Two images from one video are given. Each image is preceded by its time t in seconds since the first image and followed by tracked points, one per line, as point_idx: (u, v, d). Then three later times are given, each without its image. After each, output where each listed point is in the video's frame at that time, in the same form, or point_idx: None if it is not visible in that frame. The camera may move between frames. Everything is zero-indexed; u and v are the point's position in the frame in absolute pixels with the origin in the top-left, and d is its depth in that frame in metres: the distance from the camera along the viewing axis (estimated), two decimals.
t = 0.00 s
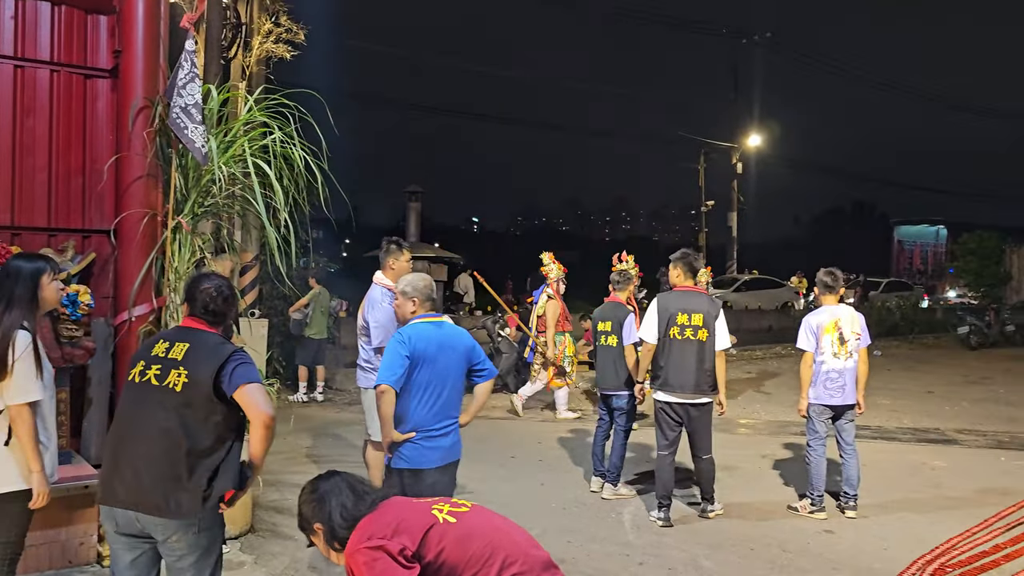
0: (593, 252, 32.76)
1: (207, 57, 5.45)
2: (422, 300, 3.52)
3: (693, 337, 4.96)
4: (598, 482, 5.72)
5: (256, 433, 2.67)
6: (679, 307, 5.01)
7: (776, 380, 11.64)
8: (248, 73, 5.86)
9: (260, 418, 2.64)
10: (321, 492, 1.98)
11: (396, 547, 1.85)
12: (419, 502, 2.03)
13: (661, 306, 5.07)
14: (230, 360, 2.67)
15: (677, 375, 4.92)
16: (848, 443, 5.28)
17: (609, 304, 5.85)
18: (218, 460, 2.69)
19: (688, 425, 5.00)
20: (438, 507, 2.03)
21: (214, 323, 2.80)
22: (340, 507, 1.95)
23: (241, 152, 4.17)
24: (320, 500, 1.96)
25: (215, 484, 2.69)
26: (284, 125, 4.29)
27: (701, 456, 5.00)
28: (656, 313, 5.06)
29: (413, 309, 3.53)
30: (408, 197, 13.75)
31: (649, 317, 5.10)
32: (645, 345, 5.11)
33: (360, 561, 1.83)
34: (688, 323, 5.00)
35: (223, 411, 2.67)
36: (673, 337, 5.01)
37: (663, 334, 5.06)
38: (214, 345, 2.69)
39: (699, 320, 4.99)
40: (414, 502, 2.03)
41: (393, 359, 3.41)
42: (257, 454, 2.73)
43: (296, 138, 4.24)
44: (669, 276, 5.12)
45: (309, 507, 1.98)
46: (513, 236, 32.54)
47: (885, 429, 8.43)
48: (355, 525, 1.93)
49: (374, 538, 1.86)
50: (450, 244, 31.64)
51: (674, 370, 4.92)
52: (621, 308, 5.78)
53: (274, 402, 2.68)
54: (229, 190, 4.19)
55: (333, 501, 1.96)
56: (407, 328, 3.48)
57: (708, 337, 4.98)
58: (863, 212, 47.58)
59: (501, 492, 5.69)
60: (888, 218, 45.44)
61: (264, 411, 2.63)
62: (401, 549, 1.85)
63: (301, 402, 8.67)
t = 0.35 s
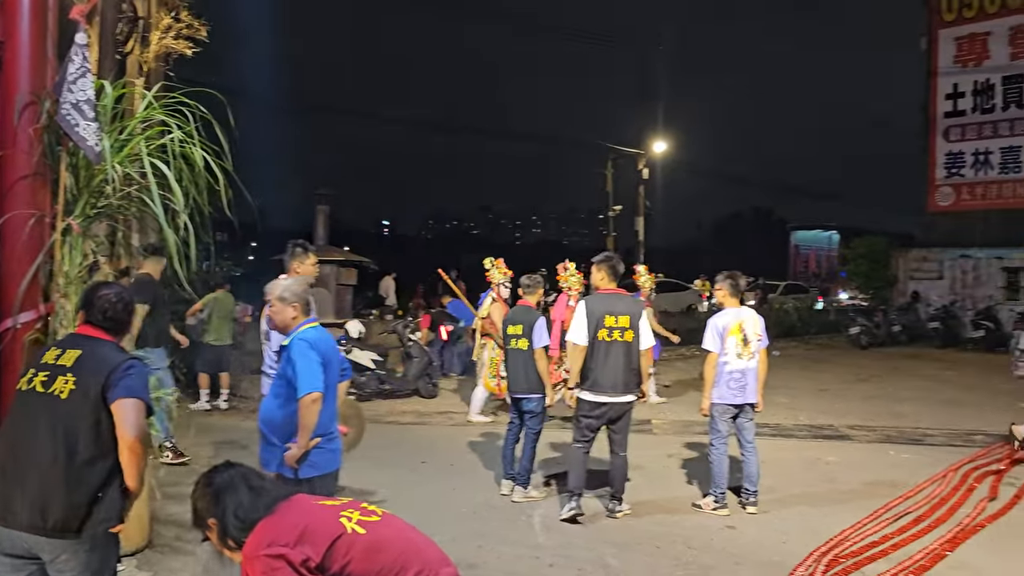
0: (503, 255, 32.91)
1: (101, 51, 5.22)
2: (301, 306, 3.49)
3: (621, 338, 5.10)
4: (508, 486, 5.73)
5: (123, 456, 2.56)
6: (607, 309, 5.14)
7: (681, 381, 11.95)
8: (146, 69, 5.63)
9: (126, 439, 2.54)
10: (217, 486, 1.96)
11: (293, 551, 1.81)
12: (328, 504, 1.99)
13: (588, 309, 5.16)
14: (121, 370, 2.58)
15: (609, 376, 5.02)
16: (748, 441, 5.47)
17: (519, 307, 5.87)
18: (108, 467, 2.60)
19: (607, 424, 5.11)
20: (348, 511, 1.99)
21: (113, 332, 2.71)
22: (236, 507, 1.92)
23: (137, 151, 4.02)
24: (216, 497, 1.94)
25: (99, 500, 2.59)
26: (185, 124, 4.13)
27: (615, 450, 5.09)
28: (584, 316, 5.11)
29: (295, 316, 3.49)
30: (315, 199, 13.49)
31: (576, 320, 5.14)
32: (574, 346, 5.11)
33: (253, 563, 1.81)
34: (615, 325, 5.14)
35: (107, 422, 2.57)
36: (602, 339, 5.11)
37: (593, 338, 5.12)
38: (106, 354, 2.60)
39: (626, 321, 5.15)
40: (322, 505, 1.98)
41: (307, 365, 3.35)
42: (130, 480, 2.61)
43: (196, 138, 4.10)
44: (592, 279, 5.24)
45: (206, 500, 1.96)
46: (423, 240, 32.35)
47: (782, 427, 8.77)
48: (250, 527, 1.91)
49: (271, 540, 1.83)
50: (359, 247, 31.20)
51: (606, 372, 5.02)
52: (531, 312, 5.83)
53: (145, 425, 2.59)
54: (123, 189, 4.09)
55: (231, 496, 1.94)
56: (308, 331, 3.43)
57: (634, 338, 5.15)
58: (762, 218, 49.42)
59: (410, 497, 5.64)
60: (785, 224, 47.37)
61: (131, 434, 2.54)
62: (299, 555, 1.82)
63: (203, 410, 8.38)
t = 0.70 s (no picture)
0: (432, 254, 32.74)
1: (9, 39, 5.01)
2: (168, 309, 3.50)
3: (558, 335, 5.13)
4: (439, 485, 5.70)
5: (38, 457, 2.53)
6: (543, 306, 5.16)
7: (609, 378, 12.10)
8: (58, 59, 5.42)
9: (38, 440, 2.50)
10: (135, 450, 1.89)
11: (219, 554, 1.76)
12: (267, 502, 1.90)
13: (523, 306, 5.15)
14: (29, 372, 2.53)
15: (545, 373, 5.04)
16: (675, 437, 5.56)
17: (449, 306, 5.80)
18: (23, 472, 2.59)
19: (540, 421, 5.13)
20: (285, 518, 1.90)
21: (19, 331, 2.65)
22: (157, 480, 1.85)
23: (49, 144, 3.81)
24: (136, 464, 1.88)
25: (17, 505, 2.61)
26: (100, 117, 3.94)
27: (547, 447, 5.10)
28: (522, 313, 5.11)
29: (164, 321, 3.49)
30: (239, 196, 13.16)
31: (514, 319, 5.13)
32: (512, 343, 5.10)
33: (171, 551, 1.76)
34: (552, 322, 5.15)
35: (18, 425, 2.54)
36: (539, 336, 5.11)
37: (531, 336, 5.11)
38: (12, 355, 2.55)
39: (561, 318, 5.18)
40: (256, 501, 1.89)
41: (189, 369, 3.40)
42: (50, 481, 2.59)
43: (112, 132, 3.90)
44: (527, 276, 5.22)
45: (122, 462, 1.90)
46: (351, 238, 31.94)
47: (708, 422, 8.96)
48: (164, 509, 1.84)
49: (196, 535, 1.77)
50: (284, 245, 30.59)
51: (542, 369, 5.03)
52: (462, 310, 5.76)
53: (58, 424, 2.56)
54: (33, 185, 3.84)
55: (150, 466, 1.88)
56: (183, 334, 3.48)
57: (569, 334, 5.19)
58: (686, 217, 50.47)
59: (340, 499, 5.56)
60: (709, 224, 48.49)
61: (44, 434, 2.51)
62: (224, 559, 1.77)
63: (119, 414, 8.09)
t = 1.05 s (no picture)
0: (375, 251, 32.43)
1: None
2: (30, 308, 3.29)
3: (490, 332, 5.12)
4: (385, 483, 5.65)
5: None
6: (477, 302, 5.15)
7: (553, 373, 12.15)
8: None
9: None
10: (109, 395, 1.69)
11: (203, 549, 1.59)
12: (233, 502, 1.74)
13: (456, 302, 5.14)
14: None
15: (479, 369, 5.03)
16: (620, 431, 5.60)
17: (394, 302, 5.76)
18: None
19: (478, 416, 5.12)
20: (250, 526, 1.75)
21: None
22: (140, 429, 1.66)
23: None
24: (112, 406, 1.68)
25: None
26: (29, 105, 3.77)
27: (487, 442, 5.10)
28: (456, 308, 5.09)
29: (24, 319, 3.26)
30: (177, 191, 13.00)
31: (446, 314, 5.12)
32: (445, 338, 5.09)
33: (148, 525, 1.55)
34: (485, 318, 5.15)
35: None
36: (472, 332, 5.10)
37: (462, 330, 5.10)
38: None
39: (495, 315, 5.18)
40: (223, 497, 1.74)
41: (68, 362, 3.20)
42: None
43: (42, 122, 3.73)
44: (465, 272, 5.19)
45: (84, 408, 1.68)
46: (292, 235, 31.43)
47: (651, 416, 9.07)
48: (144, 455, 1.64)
49: (180, 516, 1.58)
50: (223, 242, 29.94)
51: (474, 366, 5.02)
52: (407, 306, 5.74)
53: None
54: None
55: (125, 413, 1.68)
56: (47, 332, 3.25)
57: (502, 331, 5.18)
58: (629, 214, 51.01)
59: (280, 499, 5.46)
60: (651, 222, 49.13)
61: None
62: (202, 554, 1.60)
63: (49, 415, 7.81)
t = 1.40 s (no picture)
0: (332, 247, 32.12)
1: None
2: None
3: (430, 329, 5.11)
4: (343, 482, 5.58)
5: None
6: (416, 300, 5.12)
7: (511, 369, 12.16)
8: None
9: None
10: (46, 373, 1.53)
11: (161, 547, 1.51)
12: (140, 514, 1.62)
13: (395, 299, 5.11)
14: None
15: (418, 367, 5.03)
16: (579, 426, 5.63)
17: (351, 298, 5.69)
18: None
19: (426, 415, 5.09)
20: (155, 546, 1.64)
21: None
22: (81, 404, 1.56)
23: None
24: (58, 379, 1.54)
25: None
26: None
27: (438, 439, 5.09)
28: (394, 306, 5.06)
29: None
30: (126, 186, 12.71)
31: (384, 311, 5.10)
32: (385, 337, 5.11)
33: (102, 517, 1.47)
34: (424, 316, 5.13)
35: None
36: (410, 330, 5.09)
37: (401, 328, 5.10)
38: None
39: (434, 312, 5.16)
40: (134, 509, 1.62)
41: None
42: None
43: None
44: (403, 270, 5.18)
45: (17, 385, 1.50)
46: (246, 231, 30.96)
47: (609, 411, 9.13)
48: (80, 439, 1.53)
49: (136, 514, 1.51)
50: (175, 238, 29.37)
51: (413, 363, 5.03)
52: (365, 303, 5.67)
53: None
54: None
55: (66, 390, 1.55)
56: None
57: (442, 329, 5.17)
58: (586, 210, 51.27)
59: (236, 499, 5.38)
60: (607, 218, 49.45)
61: None
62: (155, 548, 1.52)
63: None
